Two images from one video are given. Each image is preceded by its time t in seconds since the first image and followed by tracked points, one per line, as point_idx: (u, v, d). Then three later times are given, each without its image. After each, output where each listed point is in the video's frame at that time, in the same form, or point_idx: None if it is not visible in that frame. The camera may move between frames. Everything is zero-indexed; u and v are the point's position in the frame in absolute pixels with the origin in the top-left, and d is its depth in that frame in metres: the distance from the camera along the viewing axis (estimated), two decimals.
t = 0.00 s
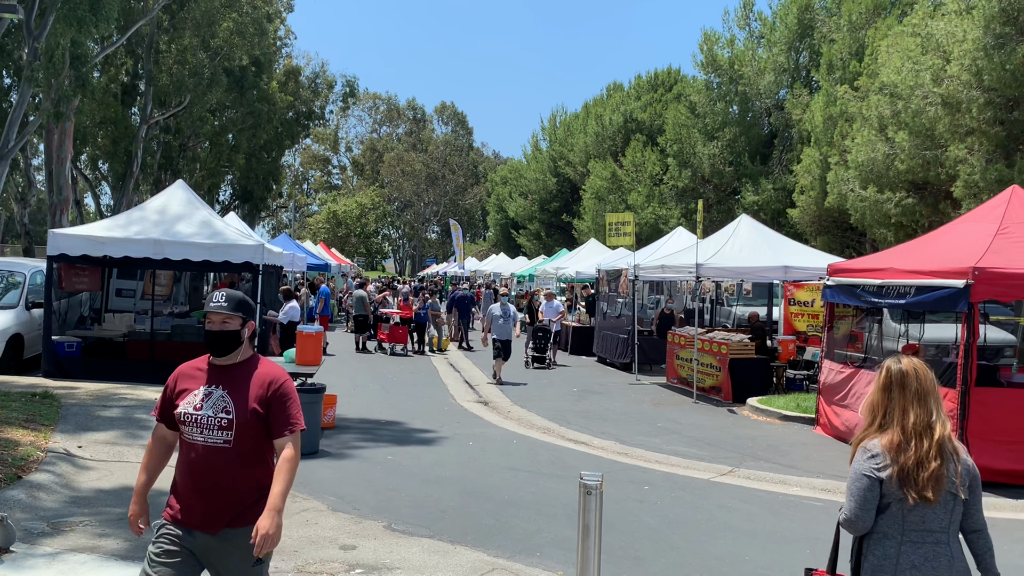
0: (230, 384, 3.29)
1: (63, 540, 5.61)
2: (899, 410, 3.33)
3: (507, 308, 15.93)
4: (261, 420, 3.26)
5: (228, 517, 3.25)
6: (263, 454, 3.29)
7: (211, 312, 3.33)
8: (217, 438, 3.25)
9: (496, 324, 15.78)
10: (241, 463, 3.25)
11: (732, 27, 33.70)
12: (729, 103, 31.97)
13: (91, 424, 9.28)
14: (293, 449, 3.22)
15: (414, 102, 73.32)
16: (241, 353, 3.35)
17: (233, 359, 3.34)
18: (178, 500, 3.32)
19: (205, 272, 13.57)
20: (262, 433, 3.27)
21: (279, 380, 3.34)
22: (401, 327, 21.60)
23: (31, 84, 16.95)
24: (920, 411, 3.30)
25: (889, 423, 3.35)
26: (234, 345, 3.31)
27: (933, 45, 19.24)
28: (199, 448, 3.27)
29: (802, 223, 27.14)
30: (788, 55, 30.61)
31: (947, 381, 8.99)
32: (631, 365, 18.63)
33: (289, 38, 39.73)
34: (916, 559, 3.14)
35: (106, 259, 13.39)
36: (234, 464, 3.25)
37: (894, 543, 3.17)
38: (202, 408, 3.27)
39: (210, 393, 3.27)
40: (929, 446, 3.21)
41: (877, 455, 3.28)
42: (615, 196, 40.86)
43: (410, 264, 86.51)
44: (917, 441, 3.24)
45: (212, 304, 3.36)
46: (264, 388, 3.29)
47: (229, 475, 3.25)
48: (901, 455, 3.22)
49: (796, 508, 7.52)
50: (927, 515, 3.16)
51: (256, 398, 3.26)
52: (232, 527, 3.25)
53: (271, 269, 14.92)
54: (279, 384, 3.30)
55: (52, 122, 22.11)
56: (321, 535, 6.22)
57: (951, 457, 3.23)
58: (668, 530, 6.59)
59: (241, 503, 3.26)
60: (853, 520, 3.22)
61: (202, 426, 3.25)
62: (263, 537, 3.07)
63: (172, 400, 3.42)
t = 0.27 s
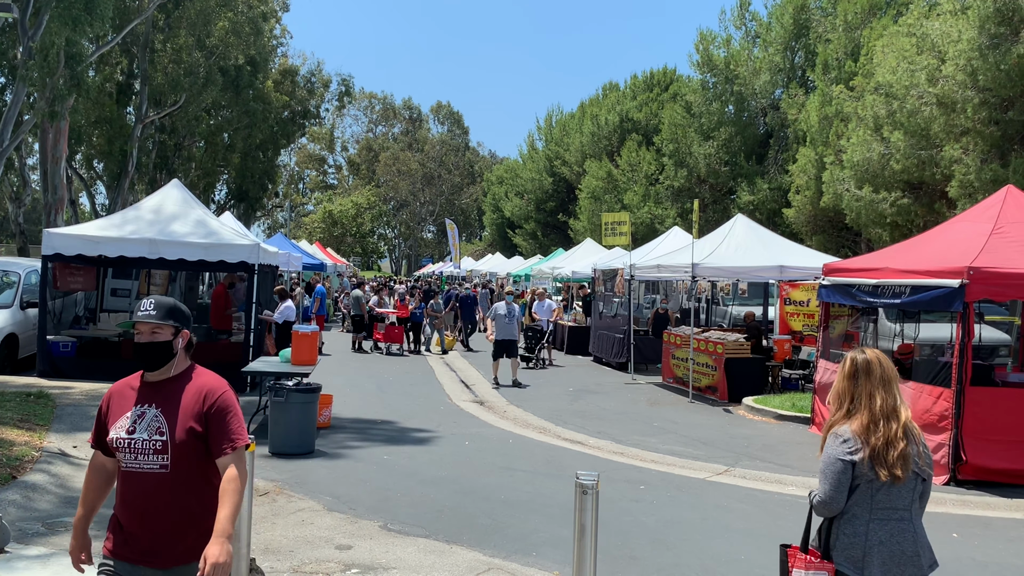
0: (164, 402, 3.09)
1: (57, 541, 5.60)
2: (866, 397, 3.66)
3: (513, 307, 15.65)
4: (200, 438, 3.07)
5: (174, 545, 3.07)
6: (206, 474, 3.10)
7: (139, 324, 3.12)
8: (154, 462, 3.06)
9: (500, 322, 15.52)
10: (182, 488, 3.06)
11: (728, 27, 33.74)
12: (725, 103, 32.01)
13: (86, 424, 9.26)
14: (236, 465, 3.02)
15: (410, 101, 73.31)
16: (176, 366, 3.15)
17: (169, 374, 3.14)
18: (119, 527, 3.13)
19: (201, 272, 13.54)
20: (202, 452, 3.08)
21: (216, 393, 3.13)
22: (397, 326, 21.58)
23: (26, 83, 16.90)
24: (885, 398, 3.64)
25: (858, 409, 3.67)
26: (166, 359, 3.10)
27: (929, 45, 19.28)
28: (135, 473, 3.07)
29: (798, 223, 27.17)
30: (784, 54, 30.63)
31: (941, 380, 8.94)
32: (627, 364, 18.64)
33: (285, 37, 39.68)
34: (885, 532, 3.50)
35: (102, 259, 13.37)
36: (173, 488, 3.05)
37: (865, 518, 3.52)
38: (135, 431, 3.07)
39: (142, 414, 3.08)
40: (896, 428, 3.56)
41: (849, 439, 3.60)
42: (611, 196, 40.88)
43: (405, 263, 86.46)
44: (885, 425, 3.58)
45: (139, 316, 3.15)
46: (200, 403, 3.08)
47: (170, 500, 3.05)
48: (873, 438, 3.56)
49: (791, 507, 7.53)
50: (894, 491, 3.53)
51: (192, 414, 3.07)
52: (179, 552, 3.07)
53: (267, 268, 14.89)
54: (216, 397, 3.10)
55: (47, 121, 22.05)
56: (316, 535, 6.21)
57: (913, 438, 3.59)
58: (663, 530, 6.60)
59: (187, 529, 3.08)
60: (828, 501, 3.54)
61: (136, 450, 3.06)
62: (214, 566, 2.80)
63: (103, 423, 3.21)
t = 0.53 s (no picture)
0: (112, 397, 2.78)
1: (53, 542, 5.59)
2: (823, 398, 3.82)
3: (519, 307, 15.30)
4: (152, 437, 2.77)
5: (116, 554, 2.76)
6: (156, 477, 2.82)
7: (87, 310, 2.79)
8: (98, 462, 2.74)
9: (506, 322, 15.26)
10: (128, 493, 2.76)
11: (726, 26, 33.74)
12: (723, 102, 31.99)
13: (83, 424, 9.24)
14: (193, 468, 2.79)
15: (408, 101, 73.27)
16: (126, 357, 2.84)
17: (117, 367, 2.82)
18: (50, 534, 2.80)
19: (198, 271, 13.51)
20: (154, 452, 2.79)
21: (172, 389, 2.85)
22: (394, 327, 21.65)
23: (22, 83, 16.83)
24: (843, 399, 3.79)
25: (816, 407, 3.83)
26: (117, 350, 2.79)
27: (926, 45, 19.30)
28: (74, 474, 2.75)
29: (795, 222, 27.19)
30: (782, 54, 30.60)
31: (938, 380, 8.98)
32: (625, 364, 18.64)
33: (283, 36, 39.62)
34: (835, 522, 3.67)
35: (99, 258, 13.34)
36: (121, 492, 2.75)
37: (819, 511, 3.69)
38: (77, 427, 2.74)
39: (86, 409, 2.74)
40: (851, 428, 3.73)
41: (805, 436, 3.77)
42: (608, 195, 40.86)
43: (403, 262, 86.41)
44: (840, 425, 3.74)
45: (86, 303, 2.82)
46: (154, 400, 2.78)
47: (113, 506, 2.75)
48: (828, 436, 3.72)
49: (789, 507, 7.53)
50: (848, 486, 3.70)
51: (145, 412, 2.76)
52: (121, 563, 2.78)
53: (264, 267, 14.87)
54: (173, 394, 2.80)
55: (43, 120, 21.99)
56: (314, 534, 6.20)
57: (866, 436, 3.76)
58: (661, 529, 6.60)
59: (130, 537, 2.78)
60: (783, 493, 3.71)
61: (76, 448, 2.73)
62: None
63: (34, 417, 2.85)
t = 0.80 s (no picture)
0: (66, 421, 2.47)
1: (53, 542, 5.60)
2: (783, 386, 3.87)
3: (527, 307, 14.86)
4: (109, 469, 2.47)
5: None
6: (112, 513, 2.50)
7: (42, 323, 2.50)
8: (45, 496, 2.42)
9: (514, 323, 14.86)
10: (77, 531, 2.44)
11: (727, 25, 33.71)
12: (724, 102, 31.96)
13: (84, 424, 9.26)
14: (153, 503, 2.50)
15: (409, 100, 73.31)
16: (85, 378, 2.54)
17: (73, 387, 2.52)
18: None
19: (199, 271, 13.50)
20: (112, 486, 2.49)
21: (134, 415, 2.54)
22: (395, 326, 21.53)
23: (23, 82, 16.88)
24: (801, 387, 3.84)
25: (777, 393, 3.89)
26: (74, 369, 2.49)
27: (927, 44, 19.28)
28: (17, 509, 2.43)
29: (796, 222, 27.19)
30: (782, 53, 30.59)
31: (939, 379, 8.98)
32: (625, 363, 18.64)
33: (283, 36, 39.63)
34: (795, 503, 3.71)
35: (99, 258, 13.33)
36: (68, 531, 2.43)
37: (780, 493, 3.74)
38: (24, 456, 2.43)
39: (35, 434, 2.44)
40: (810, 414, 3.79)
41: (766, 421, 3.84)
42: (609, 195, 40.86)
43: (403, 262, 86.43)
44: (799, 411, 3.80)
45: (43, 313, 2.52)
46: (113, 427, 2.47)
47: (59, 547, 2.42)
48: (787, 422, 3.78)
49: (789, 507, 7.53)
50: (807, 469, 3.74)
51: (104, 441, 2.46)
52: None
53: (265, 267, 14.86)
54: (136, 422, 2.50)
55: (44, 120, 22.00)
56: (315, 534, 6.20)
57: (825, 422, 3.81)
58: (661, 529, 6.60)
59: None
60: (745, 474, 3.77)
61: (20, 478, 2.42)
62: None
63: None
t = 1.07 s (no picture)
0: (9, 421, 2.24)
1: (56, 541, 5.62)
2: (759, 387, 4.02)
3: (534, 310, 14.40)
4: (61, 472, 2.25)
5: None
6: (66, 522, 2.29)
7: None
8: None
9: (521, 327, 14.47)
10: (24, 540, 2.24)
11: (730, 25, 33.67)
12: (727, 101, 31.92)
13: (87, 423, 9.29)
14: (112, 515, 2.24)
15: (412, 100, 73.39)
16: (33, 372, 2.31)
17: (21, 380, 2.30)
18: None
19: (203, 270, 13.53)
20: (62, 490, 2.27)
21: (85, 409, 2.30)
22: (398, 325, 21.47)
23: (26, 82, 17.00)
24: (777, 388, 3.98)
25: (755, 394, 4.03)
26: (18, 362, 2.26)
27: (930, 43, 19.24)
28: None
29: (799, 222, 27.17)
30: (785, 53, 30.58)
31: (942, 379, 9.00)
32: (628, 363, 18.64)
33: (286, 36, 39.68)
34: (772, 497, 3.89)
35: (103, 258, 13.37)
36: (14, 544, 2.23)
37: (756, 489, 3.91)
38: None
39: None
40: (786, 413, 3.94)
41: (744, 420, 3.99)
42: (612, 195, 40.84)
43: (407, 262, 86.46)
44: (775, 411, 3.95)
45: None
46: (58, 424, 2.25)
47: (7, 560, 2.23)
48: (764, 421, 3.94)
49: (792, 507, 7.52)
50: (782, 466, 3.92)
51: (51, 440, 2.23)
52: None
53: (267, 267, 14.88)
54: (90, 417, 2.26)
55: (48, 120, 22.06)
56: (318, 533, 6.21)
57: (800, 421, 3.98)
58: (663, 529, 6.61)
59: None
60: (725, 469, 3.93)
61: None
62: None
63: None
